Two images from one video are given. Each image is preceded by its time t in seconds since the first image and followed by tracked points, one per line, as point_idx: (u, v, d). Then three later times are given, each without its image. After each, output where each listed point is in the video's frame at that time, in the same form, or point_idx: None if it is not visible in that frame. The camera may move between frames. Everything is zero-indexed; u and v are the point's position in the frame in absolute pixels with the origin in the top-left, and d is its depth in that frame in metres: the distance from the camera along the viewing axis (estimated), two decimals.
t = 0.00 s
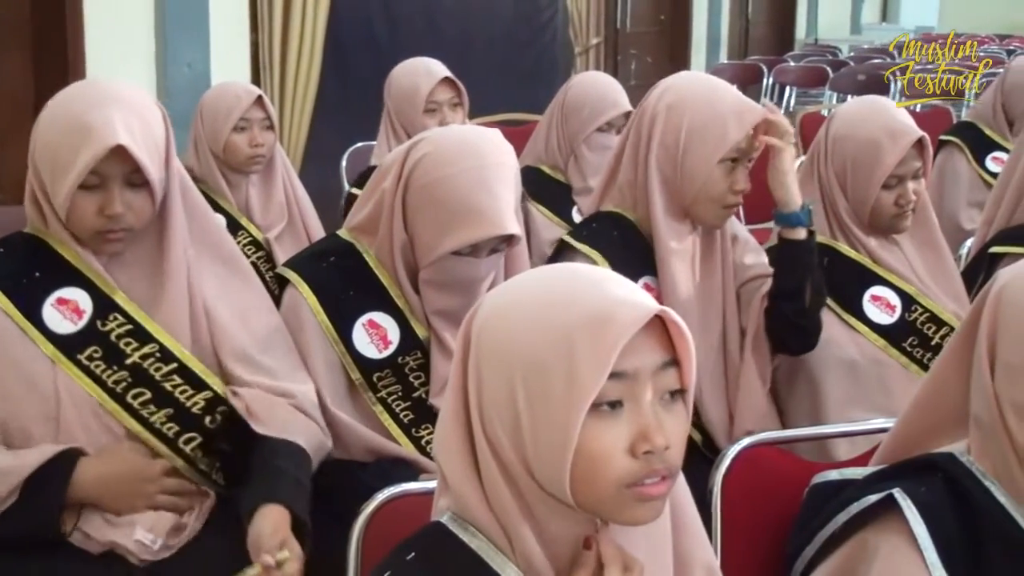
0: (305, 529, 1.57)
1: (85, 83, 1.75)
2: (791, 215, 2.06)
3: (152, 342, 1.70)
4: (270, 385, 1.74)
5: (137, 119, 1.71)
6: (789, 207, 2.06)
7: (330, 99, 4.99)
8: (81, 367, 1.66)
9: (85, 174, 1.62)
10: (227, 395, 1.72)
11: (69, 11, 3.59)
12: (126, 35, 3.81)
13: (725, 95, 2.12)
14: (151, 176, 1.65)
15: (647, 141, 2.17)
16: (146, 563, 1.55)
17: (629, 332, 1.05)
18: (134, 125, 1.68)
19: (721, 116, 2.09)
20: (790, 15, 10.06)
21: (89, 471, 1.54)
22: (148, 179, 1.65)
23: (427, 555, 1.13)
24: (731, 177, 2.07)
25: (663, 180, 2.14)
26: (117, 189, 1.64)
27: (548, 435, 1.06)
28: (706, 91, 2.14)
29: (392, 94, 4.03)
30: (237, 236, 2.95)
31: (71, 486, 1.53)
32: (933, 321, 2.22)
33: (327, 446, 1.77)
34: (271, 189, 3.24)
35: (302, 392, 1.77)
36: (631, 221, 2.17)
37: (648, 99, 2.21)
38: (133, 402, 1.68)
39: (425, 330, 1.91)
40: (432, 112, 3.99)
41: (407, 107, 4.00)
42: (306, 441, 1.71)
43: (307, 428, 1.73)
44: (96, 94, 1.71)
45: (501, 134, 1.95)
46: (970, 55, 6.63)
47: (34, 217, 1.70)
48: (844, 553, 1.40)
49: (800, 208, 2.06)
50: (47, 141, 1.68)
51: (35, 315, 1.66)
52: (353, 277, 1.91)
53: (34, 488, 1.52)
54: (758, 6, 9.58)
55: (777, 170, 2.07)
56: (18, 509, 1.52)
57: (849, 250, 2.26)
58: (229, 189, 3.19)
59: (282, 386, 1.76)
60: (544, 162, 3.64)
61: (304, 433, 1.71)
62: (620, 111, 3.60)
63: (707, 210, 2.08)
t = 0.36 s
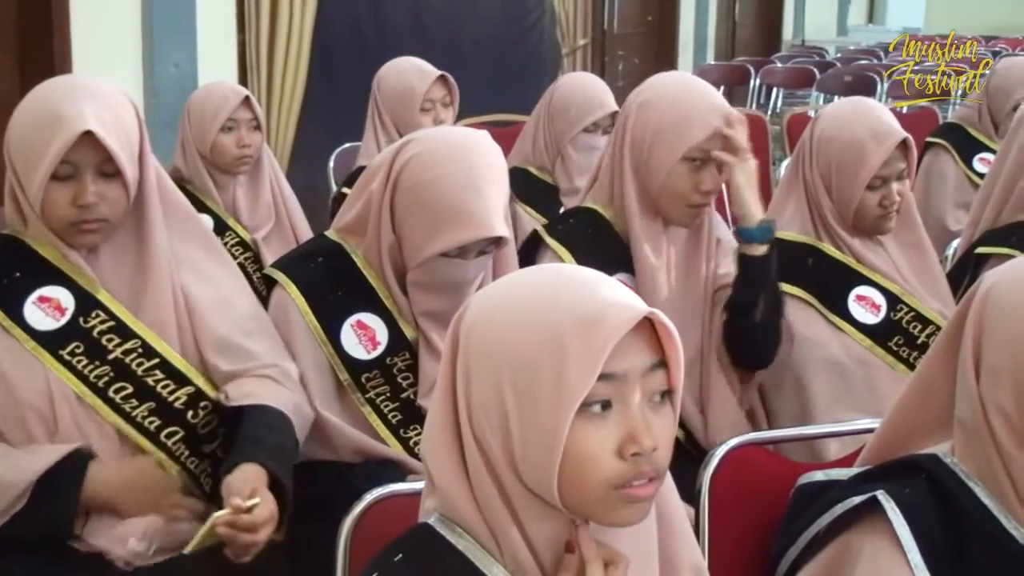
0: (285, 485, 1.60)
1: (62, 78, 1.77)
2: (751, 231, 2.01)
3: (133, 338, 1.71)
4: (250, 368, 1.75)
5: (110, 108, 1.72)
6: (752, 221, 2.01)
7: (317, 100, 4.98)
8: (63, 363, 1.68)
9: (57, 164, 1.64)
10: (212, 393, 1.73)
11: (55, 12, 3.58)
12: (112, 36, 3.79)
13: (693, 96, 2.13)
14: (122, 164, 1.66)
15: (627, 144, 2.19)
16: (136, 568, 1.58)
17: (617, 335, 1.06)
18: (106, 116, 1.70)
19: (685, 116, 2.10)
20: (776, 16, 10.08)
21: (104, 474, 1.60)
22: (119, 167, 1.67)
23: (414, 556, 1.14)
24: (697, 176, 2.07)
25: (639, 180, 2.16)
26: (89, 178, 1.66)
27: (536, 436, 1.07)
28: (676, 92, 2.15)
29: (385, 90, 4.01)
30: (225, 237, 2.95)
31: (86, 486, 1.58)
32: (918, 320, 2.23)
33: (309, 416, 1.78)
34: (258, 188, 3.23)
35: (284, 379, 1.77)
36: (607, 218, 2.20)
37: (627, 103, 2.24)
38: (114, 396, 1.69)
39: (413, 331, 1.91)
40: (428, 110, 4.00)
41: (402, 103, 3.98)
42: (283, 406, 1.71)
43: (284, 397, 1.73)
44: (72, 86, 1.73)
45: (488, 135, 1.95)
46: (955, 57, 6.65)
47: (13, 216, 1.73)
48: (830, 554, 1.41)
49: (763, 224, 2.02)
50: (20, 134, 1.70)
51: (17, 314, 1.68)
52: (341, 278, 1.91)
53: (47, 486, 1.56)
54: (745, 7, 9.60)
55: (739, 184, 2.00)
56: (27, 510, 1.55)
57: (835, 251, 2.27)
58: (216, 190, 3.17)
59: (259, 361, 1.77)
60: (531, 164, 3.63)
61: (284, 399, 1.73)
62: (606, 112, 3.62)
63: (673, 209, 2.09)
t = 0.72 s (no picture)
0: (267, 512, 1.62)
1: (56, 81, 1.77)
2: (693, 261, 2.10)
3: (117, 347, 1.71)
4: (245, 389, 1.76)
5: (107, 113, 1.72)
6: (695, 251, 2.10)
7: (308, 100, 4.97)
8: (46, 370, 1.69)
9: (53, 169, 1.63)
10: (195, 405, 1.73)
11: (46, 11, 3.57)
12: (102, 35, 3.79)
13: (641, 85, 2.23)
14: (118, 170, 1.66)
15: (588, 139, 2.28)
16: None
17: (612, 338, 1.06)
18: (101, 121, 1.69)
19: (632, 103, 2.20)
20: (767, 17, 10.10)
21: None
22: (116, 174, 1.66)
23: (405, 556, 1.14)
24: (651, 161, 2.15)
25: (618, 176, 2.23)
26: (85, 185, 1.65)
27: (530, 437, 1.07)
28: (628, 85, 2.26)
29: (393, 81, 4.00)
30: (215, 238, 2.94)
31: None
32: (908, 319, 2.24)
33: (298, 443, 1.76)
34: (248, 189, 3.22)
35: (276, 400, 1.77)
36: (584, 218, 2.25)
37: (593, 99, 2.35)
38: (96, 405, 1.70)
39: (404, 331, 1.91)
40: (437, 112, 3.99)
41: (410, 98, 3.97)
42: (275, 437, 1.70)
43: (277, 426, 1.72)
44: (67, 89, 1.73)
45: (480, 135, 1.95)
46: (946, 57, 6.67)
47: (7, 219, 1.71)
48: (818, 554, 1.42)
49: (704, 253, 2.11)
50: (15, 138, 1.69)
51: (4, 319, 1.69)
52: (332, 278, 1.90)
53: None
54: (735, 8, 9.63)
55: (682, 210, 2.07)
56: None
57: (824, 252, 2.28)
58: (207, 189, 3.17)
59: (253, 383, 1.77)
60: (521, 164, 3.63)
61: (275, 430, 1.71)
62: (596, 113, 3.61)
63: (633, 195, 2.16)
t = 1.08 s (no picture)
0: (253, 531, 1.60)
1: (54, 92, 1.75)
2: (671, 255, 2.13)
3: (111, 363, 1.70)
4: (238, 408, 1.77)
5: (108, 129, 1.71)
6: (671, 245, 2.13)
7: (298, 101, 4.97)
8: (40, 387, 1.68)
9: (54, 186, 1.62)
10: (190, 420, 1.72)
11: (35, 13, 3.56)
12: (92, 38, 3.78)
13: (600, 76, 2.33)
14: (120, 187, 1.65)
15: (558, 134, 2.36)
16: None
17: (604, 342, 1.06)
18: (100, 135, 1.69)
19: (594, 93, 2.29)
20: (757, 18, 10.11)
21: None
22: (117, 190, 1.66)
23: (393, 557, 1.14)
24: (619, 146, 2.24)
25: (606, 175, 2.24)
26: (86, 200, 1.64)
27: (519, 439, 1.07)
28: (589, 79, 2.36)
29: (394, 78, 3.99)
30: (204, 239, 2.94)
31: None
32: (897, 319, 2.24)
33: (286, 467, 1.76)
34: (238, 191, 3.22)
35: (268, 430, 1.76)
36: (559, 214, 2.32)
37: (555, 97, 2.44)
38: (90, 423, 1.69)
39: (394, 333, 1.91)
40: (436, 111, 3.98)
41: (411, 97, 3.96)
42: (264, 459, 1.70)
43: (270, 450, 1.72)
44: (67, 103, 1.72)
45: (470, 138, 1.95)
46: (935, 58, 6.69)
47: None
48: (808, 552, 1.42)
49: (681, 248, 2.14)
50: (12, 150, 1.67)
51: None
52: (322, 280, 1.90)
53: None
54: (724, 8, 9.64)
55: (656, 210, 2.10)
56: None
57: (814, 251, 2.28)
58: (196, 191, 3.17)
59: (245, 406, 1.78)
60: (511, 166, 3.63)
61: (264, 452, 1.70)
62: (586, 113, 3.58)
63: (607, 181, 2.25)
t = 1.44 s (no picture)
0: None
1: (54, 116, 1.69)
2: (690, 303, 2.08)
3: (112, 392, 1.69)
4: (232, 442, 1.74)
5: (110, 160, 1.66)
6: (690, 294, 2.08)
7: (286, 101, 4.96)
8: (40, 416, 1.66)
9: (55, 221, 1.56)
10: (191, 445, 1.70)
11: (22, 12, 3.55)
12: (80, 36, 3.77)
13: (592, 78, 2.32)
14: (123, 222, 1.60)
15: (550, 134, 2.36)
16: None
17: (592, 376, 1.04)
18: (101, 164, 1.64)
19: (588, 96, 2.29)
20: (746, 18, 10.12)
21: None
22: (120, 224, 1.61)
23: (378, 557, 1.14)
24: (616, 151, 2.23)
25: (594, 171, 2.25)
26: (87, 232, 1.59)
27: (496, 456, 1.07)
28: (581, 80, 2.34)
29: (386, 77, 3.99)
30: (193, 239, 2.94)
31: None
32: (885, 317, 2.25)
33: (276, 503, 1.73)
34: (227, 192, 3.21)
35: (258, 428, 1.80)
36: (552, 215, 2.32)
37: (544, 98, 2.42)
38: (92, 452, 1.67)
39: (383, 333, 1.91)
40: (430, 112, 3.96)
41: (404, 95, 3.95)
42: (253, 501, 1.68)
43: (260, 491, 1.70)
44: (69, 131, 1.66)
45: (458, 137, 1.95)
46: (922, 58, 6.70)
47: None
48: (799, 548, 1.42)
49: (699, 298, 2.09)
50: (13, 180, 1.62)
51: None
52: (311, 280, 1.90)
53: None
54: (713, 8, 9.66)
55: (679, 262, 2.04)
56: None
57: (801, 249, 2.29)
58: (185, 191, 3.16)
59: (237, 441, 1.75)
60: (500, 164, 3.63)
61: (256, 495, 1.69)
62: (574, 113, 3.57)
63: (604, 184, 2.24)
